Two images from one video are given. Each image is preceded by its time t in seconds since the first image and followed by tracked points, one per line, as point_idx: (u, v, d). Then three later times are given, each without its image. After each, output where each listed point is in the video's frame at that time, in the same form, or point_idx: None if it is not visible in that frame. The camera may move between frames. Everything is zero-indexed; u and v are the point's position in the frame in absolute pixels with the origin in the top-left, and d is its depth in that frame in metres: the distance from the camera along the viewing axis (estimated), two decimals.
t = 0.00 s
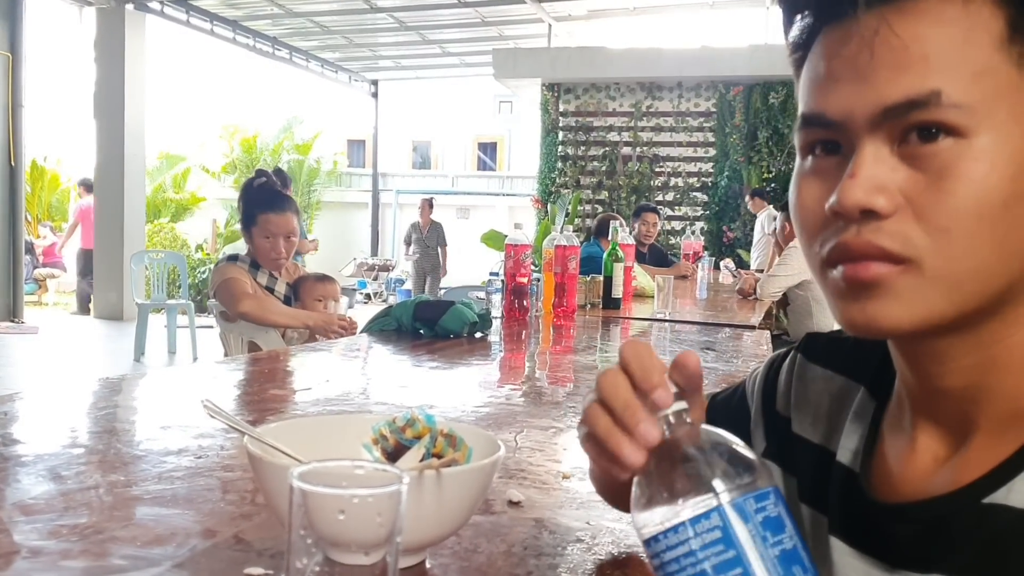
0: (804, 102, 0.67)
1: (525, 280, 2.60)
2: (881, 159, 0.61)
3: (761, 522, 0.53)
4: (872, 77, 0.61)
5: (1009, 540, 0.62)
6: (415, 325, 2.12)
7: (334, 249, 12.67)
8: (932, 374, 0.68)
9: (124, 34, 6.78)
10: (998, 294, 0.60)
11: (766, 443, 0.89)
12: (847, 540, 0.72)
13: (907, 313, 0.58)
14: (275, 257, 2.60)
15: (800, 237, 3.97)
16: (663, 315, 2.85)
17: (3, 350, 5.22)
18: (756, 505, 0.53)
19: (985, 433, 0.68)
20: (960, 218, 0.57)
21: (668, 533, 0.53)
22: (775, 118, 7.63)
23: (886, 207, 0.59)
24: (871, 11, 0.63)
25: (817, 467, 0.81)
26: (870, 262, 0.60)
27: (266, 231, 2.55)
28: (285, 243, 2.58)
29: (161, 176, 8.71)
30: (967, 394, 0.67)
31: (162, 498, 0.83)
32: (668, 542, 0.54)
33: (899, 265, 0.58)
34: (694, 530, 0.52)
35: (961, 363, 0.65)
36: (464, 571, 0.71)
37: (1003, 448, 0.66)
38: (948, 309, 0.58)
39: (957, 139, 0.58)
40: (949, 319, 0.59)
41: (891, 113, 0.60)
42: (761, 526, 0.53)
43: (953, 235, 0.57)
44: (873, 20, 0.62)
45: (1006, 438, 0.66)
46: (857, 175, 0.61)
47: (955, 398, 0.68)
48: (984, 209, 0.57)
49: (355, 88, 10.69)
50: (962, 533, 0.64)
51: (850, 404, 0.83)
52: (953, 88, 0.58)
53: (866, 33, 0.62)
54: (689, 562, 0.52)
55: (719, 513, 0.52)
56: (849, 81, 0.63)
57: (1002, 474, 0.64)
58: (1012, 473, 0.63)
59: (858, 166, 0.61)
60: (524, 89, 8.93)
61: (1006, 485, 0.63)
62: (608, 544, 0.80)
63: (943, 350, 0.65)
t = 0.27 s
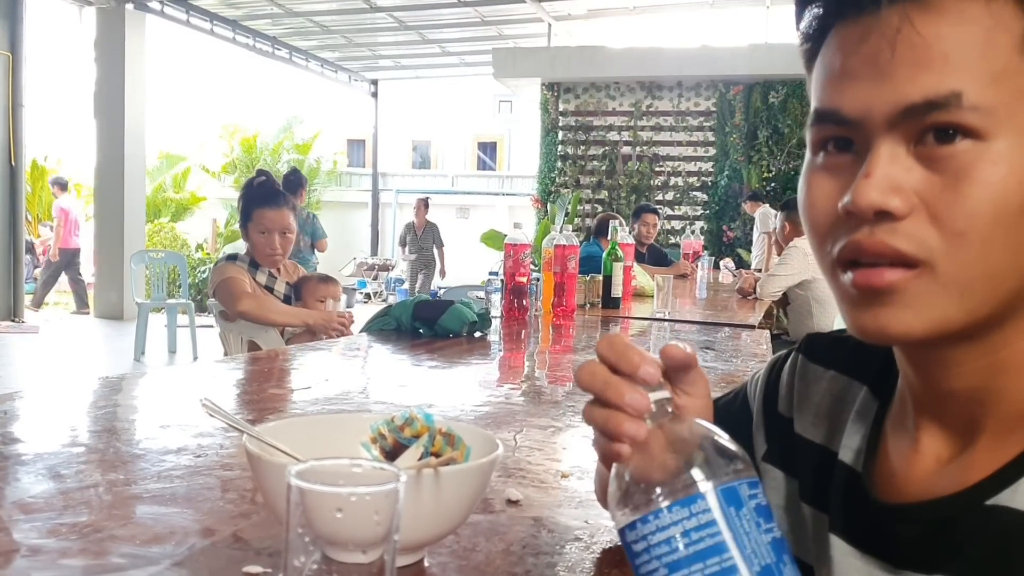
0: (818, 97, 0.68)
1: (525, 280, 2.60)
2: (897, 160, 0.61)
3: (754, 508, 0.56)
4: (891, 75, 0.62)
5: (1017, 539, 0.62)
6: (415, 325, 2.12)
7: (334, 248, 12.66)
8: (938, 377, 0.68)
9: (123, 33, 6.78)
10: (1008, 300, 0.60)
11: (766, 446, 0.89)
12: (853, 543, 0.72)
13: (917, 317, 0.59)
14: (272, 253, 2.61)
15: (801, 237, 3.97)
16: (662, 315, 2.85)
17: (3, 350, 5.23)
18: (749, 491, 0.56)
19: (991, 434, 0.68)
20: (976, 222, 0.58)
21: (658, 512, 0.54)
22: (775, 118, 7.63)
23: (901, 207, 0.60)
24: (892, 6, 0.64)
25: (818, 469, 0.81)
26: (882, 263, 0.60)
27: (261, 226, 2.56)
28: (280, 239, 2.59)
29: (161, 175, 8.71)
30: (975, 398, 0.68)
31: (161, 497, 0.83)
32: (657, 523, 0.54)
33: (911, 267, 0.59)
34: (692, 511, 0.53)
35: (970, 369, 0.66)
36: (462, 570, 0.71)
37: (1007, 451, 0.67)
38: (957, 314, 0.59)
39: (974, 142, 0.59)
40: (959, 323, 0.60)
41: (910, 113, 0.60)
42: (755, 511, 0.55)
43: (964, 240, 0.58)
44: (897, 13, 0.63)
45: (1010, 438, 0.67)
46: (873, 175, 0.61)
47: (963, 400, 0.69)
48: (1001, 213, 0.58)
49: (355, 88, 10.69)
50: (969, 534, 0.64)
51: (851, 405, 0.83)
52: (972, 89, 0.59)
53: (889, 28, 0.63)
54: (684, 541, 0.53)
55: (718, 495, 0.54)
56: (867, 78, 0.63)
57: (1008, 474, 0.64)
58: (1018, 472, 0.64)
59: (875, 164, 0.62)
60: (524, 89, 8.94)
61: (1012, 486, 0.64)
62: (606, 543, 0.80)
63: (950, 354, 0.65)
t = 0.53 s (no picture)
0: (818, 92, 0.68)
1: (523, 278, 2.59)
2: (896, 158, 0.61)
3: (747, 498, 0.56)
4: (894, 72, 0.61)
5: (1014, 541, 0.62)
6: (413, 324, 2.12)
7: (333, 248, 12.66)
8: (934, 380, 0.68)
9: (122, 32, 6.77)
10: (1002, 302, 0.60)
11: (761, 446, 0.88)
12: (845, 543, 0.72)
13: (914, 316, 0.59)
14: (269, 251, 2.60)
15: (799, 236, 3.97)
16: (660, 315, 2.84)
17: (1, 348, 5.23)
18: (742, 480, 0.56)
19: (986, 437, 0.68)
20: (976, 223, 0.58)
21: (648, 501, 0.55)
22: (773, 117, 7.63)
23: (899, 206, 0.60)
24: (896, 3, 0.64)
25: (814, 470, 0.81)
26: (877, 261, 0.60)
27: (259, 224, 2.55)
28: (278, 237, 2.58)
29: (159, 174, 8.71)
30: (970, 398, 0.68)
31: (157, 496, 0.83)
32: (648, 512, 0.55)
33: (907, 266, 0.59)
34: (681, 502, 0.54)
35: (968, 370, 0.66)
36: (458, 570, 0.71)
37: (1000, 455, 0.67)
38: (951, 315, 0.59)
39: (975, 142, 0.59)
40: (954, 325, 0.60)
41: (911, 111, 0.60)
42: (746, 501, 0.56)
43: (963, 242, 0.58)
44: (902, 8, 0.63)
45: (1004, 439, 0.67)
46: (871, 172, 0.61)
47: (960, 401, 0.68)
48: (1003, 213, 0.58)
49: (354, 87, 10.68)
50: (962, 534, 0.64)
51: (847, 406, 0.83)
52: (975, 89, 0.59)
53: (892, 24, 0.63)
54: (673, 532, 0.54)
55: (707, 486, 0.54)
56: (869, 74, 0.63)
57: (999, 475, 0.64)
58: (1010, 474, 0.64)
59: (873, 161, 0.61)
60: (523, 88, 8.93)
61: (1004, 488, 0.64)
62: (602, 542, 0.80)
63: (947, 356, 0.65)
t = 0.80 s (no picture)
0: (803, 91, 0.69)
1: (523, 278, 2.60)
2: (829, 156, 0.62)
3: (737, 483, 0.55)
4: (829, 72, 0.62)
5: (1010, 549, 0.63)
6: (413, 324, 2.12)
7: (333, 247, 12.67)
8: (927, 375, 0.68)
9: (122, 32, 6.77)
10: (937, 300, 0.60)
11: (761, 447, 0.88)
12: (846, 546, 0.73)
13: (836, 308, 0.61)
14: (270, 251, 2.60)
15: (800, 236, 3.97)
16: (661, 314, 2.84)
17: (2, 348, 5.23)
18: (732, 465, 0.56)
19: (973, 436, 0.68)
20: (889, 224, 0.58)
21: (641, 482, 0.55)
22: (773, 117, 7.63)
23: (824, 199, 0.61)
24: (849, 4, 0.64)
25: (816, 471, 0.81)
26: (804, 252, 0.63)
27: (259, 224, 2.56)
28: (279, 237, 2.58)
29: (160, 174, 8.72)
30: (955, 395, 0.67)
31: (157, 496, 0.83)
32: (639, 493, 0.55)
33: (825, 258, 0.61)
34: (672, 484, 0.54)
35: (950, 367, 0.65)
36: (457, 570, 0.71)
37: (984, 469, 0.68)
38: (871, 306, 0.60)
39: (894, 142, 0.58)
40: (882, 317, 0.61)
41: (837, 109, 0.61)
42: (737, 486, 0.55)
43: (876, 238, 0.59)
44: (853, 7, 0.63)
45: (993, 443, 0.67)
46: (805, 168, 0.63)
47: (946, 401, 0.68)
48: (918, 209, 0.57)
49: (354, 87, 10.68)
50: (961, 534, 0.64)
51: (849, 406, 0.83)
52: (890, 84, 0.58)
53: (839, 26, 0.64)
54: (661, 514, 0.54)
55: (697, 470, 0.54)
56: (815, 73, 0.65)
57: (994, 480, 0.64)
58: (1010, 477, 0.64)
59: (814, 157, 0.63)
60: (524, 88, 8.93)
61: (1003, 492, 0.64)
62: (601, 543, 0.80)
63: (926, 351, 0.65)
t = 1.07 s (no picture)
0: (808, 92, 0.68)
1: (522, 279, 2.60)
2: (859, 166, 0.62)
3: (735, 465, 0.55)
4: (862, 81, 0.62)
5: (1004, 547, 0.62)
6: (412, 324, 2.12)
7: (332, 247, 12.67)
8: (920, 377, 0.68)
9: (121, 31, 6.76)
10: (970, 310, 0.61)
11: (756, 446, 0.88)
12: (837, 544, 0.73)
13: (867, 319, 0.60)
14: (269, 251, 2.60)
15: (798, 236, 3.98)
16: (660, 315, 2.84)
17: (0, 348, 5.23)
18: (732, 448, 0.56)
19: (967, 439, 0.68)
20: (932, 238, 0.58)
21: (641, 461, 0.55)
22: (773, 117, 7.63)
23: (857, 211, 0.61)
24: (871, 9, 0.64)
25: (809, 470, 0.81)
26: (834, 263, 0.62)
27: (259, 223, 2.56)
28: (279, 236, 2.58)
29: (159, 174, 8.73)
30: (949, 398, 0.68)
31: (156, 497, 0.83)
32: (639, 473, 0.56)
33: (860, 270, 0.61)
34: (670, 464, 0.54)
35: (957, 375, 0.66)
36: (456, 571, 0.72)
37: (977, 464, 0.67)
38: (909, 319, 0.60)
39: (934, 154, 0.59)
40: (914, 328, 0.60)
41: (872, 120, 0.61)
42: (735, 469, 0.55)
43: (915, 250, 0.59)
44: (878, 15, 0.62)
45: (981, 446, 0.68)
46: (834, 179, 0.62)
47: (935, 403, 0.69)
48: (961, 222, 0.58)
49: (353, 87, 10.68)
50: (947, 541, 0.65)
51: (842, 406, 0.83)
52: (939, 99, 0.58)
53: (865, 35, 0.63)
54: (657, 493, 0.55)
55: (696, 450, 0.55)
56: (841, 81, 0.64)
57: (981, 480, 0.64)
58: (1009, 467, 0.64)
59: (841, 166, 0.62)
60: (523, 88, 8.93)
61: (995, 491, 0.64)
62: (599, 545, 0.80)
63: (932, 355, 0.65)
